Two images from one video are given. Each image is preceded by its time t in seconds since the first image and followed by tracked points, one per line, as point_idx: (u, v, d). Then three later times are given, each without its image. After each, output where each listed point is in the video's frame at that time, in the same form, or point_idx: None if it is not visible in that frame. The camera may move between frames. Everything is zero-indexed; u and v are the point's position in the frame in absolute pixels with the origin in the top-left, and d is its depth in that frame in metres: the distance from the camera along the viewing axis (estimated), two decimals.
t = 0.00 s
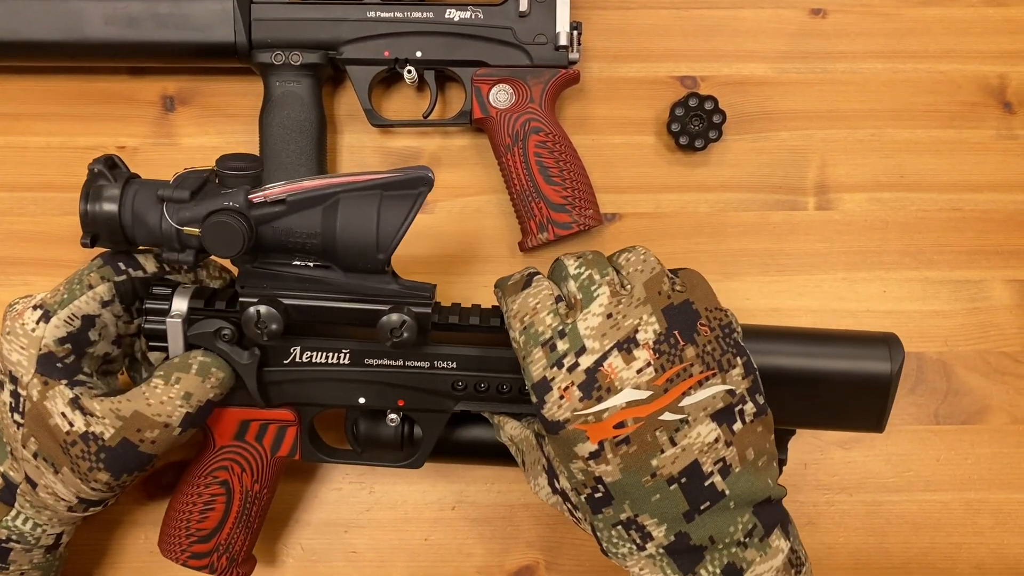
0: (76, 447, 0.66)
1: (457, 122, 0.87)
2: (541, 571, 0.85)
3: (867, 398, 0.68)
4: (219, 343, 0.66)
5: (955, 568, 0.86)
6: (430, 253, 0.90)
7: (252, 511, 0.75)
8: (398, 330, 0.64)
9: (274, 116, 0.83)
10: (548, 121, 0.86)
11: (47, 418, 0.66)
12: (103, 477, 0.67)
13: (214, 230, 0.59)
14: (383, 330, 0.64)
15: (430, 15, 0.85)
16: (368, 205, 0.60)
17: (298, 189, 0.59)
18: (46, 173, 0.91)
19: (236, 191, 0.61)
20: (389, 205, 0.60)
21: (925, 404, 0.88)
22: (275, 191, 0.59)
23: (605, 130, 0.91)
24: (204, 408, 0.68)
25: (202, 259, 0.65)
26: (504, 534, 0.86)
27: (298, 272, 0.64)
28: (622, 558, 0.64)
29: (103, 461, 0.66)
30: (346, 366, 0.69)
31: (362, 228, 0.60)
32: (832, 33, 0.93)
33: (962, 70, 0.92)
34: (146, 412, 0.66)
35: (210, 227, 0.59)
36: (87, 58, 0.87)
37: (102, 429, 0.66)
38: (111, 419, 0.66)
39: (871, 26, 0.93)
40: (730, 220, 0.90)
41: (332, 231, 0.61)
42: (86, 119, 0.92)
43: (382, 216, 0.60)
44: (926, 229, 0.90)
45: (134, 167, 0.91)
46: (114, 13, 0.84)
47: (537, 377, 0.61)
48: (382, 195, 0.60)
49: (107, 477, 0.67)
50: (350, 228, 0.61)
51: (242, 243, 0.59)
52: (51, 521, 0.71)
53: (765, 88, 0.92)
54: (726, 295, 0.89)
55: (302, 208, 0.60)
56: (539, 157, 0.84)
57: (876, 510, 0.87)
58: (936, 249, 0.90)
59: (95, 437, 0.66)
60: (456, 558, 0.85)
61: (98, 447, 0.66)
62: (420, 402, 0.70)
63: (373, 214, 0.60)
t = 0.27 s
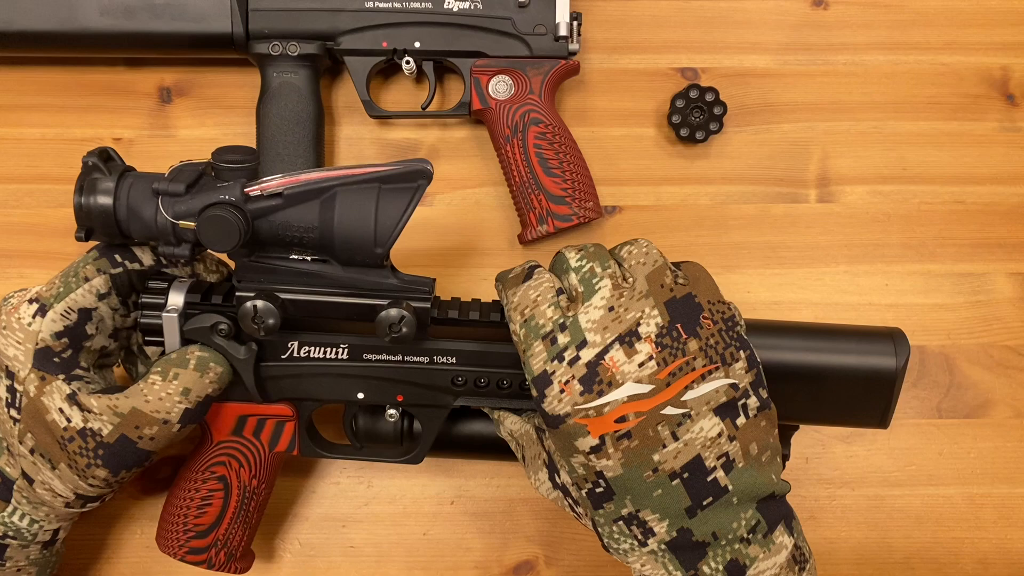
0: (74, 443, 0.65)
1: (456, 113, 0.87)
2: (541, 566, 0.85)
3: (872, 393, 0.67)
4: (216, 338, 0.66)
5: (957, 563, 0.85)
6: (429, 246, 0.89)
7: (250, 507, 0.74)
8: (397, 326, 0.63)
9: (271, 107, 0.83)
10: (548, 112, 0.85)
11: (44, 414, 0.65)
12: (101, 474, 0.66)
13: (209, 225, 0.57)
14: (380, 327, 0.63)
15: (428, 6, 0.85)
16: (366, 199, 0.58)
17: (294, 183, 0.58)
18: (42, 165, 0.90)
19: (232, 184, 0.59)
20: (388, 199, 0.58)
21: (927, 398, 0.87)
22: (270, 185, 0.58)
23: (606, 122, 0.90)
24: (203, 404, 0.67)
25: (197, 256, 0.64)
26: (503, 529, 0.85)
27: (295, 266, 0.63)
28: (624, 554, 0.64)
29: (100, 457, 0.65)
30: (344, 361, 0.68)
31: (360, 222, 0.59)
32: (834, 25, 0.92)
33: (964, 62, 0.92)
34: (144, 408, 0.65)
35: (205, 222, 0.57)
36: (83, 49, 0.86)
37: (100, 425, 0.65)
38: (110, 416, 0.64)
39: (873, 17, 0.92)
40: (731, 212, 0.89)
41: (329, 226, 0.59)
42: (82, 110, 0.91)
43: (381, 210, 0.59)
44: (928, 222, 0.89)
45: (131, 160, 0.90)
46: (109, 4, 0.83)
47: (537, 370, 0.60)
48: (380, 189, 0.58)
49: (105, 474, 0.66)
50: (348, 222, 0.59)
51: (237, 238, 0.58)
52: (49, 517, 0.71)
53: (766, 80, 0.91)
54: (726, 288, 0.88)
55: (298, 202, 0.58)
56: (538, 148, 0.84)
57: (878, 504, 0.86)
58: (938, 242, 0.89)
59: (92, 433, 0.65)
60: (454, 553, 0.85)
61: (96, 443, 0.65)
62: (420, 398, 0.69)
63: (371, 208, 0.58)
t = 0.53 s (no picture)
0: (68, 437, 0.64)
1: (451, 97, 0.85)
2: (538, 557, 0.83)
3: (875, 382, 0.65)
4: (204, 327, 0.64)
5: (961, 554, 0.84)
6: (424, 232, 0.88)
7: (241, 497, 0.73)
8: (389, 314, 0.61)
9: (264, 91, 0.81)
10: (545, 96, 0.84)
11: (36, 407, 0.64)
12: (97, 467, 0.65)
13: (196, 211, 0.56)
14: (372, 315, 0.61)
15: None
16: (356, 183, 0.57)
17: (283, 166, 0.56)
18: (32, 151, 0.89)
19: (218, 168, 0.58)
20: (379, 183, 0.57)
21: (930, 387, 0.86)
22: (258, 169, 0.56)
23: (604, 107, 0.89)
24: (197, 395, 0.66)
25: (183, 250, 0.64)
26: (500, 519, 0.84)
27: (284, 252, 0.61)
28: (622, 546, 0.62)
29: (95, 451, 0.64)
30: (336, 350, 0.66)
31: (351, 208, 0.57)
32: (836, 8, 0.91)
33: (968, 46, 0.90)
34: (138, 405, 0.63)
35: (191, 208, 0.56)
36: (73, 32, 0.85)
37: (93, 419, 0.64)
38: (103, 411, 0.63)
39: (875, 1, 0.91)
40: (731, 198, 0.88)
41: (320, 211, 0.58)
42: (73, 95, 0.90)
43: (371, 195, 0.57)
44: (931, 208, 0.88)
45: (122, 145, 0.89)
46: None
47: (534, 357, 0.59)
48: (371, 173, 0.57)
49: (100, 467, 0.65)
50: (338, 208, 0.57)
51: (224, 224, 0.56)
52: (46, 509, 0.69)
53: (767, 64, 0.90)
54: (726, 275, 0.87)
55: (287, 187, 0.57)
56: (535, 132, 0.82)
57: (880, 494, 0.85)
58: (941, 228, 0.88)
59: (86, 427, 0.64)
60: (450, 544, 0.83)
61: (91, 437, 0.64)
62: (414, 387, 0.68)
63: (362, 193, 0.57)
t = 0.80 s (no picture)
0: (73, 454, 0.61)
1: (452, 86, 0.85)
2: (539, 549, 0.83)
3: (878, 386, 0.63)
4: (187, 337, 0.60)
5: (965, 546, 0.83)
6: (425, 223, 0.87)
7: (239, 480, 0.73)
8: (378, 333, 0.57)
9: (264, 79, 0.81)
10: (546, 85, 0.83)
11: (38, 425, 0.61)
12: (106, 479, 0.63)
13: (170, 234, 0.52)
14: (359, 334, 0.57)
15: None
16: (339, 197, 0.52)
17: (261, 181, 0.52)
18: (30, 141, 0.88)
19: (192, 183, 0.53)
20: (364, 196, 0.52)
21: (933, 377, 0.85)
22: (234, 184, 0.52)
23: (605, 97, 0.89)
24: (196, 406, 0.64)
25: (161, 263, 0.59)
26: (501, 511, 0.83)
27: (267, 261, 0.58)
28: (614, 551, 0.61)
29: (102, 467, 0.62)
30: (326, 355, 0.63)
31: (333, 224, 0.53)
32: None
33: (970, 36, 0.90)
34: (139, 428, 0.61)
35: (163, 231, 0.52)
36: (72, 21, 0.84)
37: (97, 437, 0.61)
38: (104, 432, 0.60)
39: None
40: (734, 188, 0.87)
41: (300, 228, 0.54)
42: (72, 86, 0.89)
43: (356, 211, 0.52)
44: (934, 197, 0.88)
45: (120, 135, 0.88)
46: None
47: (526, 365, 0.57)
48: (355, 186, 0.52)
49: (111, 479, 0.63)
50: (319, 224, 0.53)
51: (201, 249, 0.53)
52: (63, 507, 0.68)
53: (769, 54, 0.89)
54: (729, 265, 0.86)
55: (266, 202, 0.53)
56: (537, 121, 0.82)
57: (883, 485, 0.84)
58: (944, 218, 0.88)
59: (91, 444, 0.61)
60: (451, 536, 0.83)
61: (96, 454, 0.61)
62: (406, 391, 0.66)
63: (345, 210, 0.52)
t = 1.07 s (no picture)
0: (102, 444, 0.61)
1: (452, 83, 0.86)
2: (539, 542, 0.84)
3: (873, 376, 0.64)
4: (195, 319, 0.60)
5: (961, 539, 0.84)
6: (425, 219, 0.88)
7: (245, 465, 0.75)
8: (381, 315, 0.58)
9: (266, 76, 0.82)
10: (546, 82, 0.84)
11: (69, 414, 0.61)
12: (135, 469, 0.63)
13: (178, 215, 0.53)
14: (363, 316, 0.58)
15: None
16: (344, 182, 0.53)
17: (270, 165, 0.53)
18: (34, 138, 0.89)
19: (202, 167, 0.54)
20: (368, 181, 0.53)
21: (930, 372, 0.86)
22: (243, 168, 0.54)
23: (605, 94, 0.89)
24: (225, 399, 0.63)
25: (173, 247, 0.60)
26: (501, 504, 0.84)
27: (274, 246, 0.59)
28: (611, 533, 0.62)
29: (129, 455, 0.62)
30: (330, 339, 0.64)
31: (337, 209, 0.54)
32: None
33: (966, 33, 0.91)
34: (168, 420, 0.60)
35: (172, 212, 0.53)
36: (76, 19, 0.85)
37: (127, 427, 0.60)
38: (133, 421, 0.60)
39: None
40: (732, 184, 0.88)
41: (305, 212, 0.55)
42: (76, 83, 0.90)
43: (360, 196, 0.54)
44: (931, 193, 0.89)
45: (124, 132, 0.89)
46: None
47: (527, 348, 0.57)
48: (359, 172, 0.53)
49: (140, 469, 0.63)
50: (324, 209, 0.54)
51: (208, 230, 0.54)
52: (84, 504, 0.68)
53: (767, 51, 0.90)
54: (728, 260, 0.87)
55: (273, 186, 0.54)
56: (536, 119, 0.83)
57: (880, 478, 0.85)
58: (941, 214, 0.88)
59: (119, 434, 0.60)
60: (451, 529, 0.84)
61: (125, 443, 0.61)
62: (410, 376, 0.66)
63: (349, 195, 0.54)
